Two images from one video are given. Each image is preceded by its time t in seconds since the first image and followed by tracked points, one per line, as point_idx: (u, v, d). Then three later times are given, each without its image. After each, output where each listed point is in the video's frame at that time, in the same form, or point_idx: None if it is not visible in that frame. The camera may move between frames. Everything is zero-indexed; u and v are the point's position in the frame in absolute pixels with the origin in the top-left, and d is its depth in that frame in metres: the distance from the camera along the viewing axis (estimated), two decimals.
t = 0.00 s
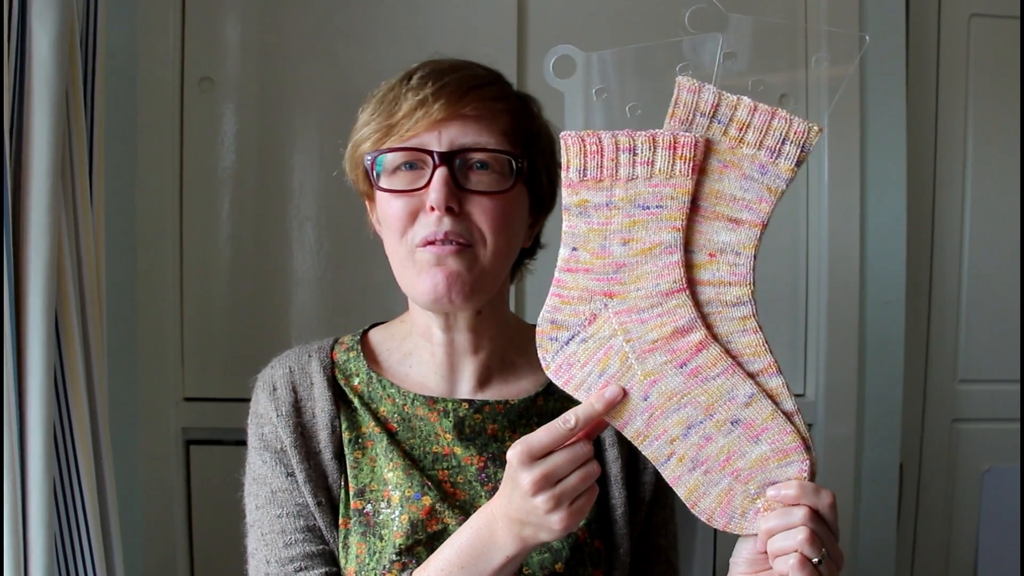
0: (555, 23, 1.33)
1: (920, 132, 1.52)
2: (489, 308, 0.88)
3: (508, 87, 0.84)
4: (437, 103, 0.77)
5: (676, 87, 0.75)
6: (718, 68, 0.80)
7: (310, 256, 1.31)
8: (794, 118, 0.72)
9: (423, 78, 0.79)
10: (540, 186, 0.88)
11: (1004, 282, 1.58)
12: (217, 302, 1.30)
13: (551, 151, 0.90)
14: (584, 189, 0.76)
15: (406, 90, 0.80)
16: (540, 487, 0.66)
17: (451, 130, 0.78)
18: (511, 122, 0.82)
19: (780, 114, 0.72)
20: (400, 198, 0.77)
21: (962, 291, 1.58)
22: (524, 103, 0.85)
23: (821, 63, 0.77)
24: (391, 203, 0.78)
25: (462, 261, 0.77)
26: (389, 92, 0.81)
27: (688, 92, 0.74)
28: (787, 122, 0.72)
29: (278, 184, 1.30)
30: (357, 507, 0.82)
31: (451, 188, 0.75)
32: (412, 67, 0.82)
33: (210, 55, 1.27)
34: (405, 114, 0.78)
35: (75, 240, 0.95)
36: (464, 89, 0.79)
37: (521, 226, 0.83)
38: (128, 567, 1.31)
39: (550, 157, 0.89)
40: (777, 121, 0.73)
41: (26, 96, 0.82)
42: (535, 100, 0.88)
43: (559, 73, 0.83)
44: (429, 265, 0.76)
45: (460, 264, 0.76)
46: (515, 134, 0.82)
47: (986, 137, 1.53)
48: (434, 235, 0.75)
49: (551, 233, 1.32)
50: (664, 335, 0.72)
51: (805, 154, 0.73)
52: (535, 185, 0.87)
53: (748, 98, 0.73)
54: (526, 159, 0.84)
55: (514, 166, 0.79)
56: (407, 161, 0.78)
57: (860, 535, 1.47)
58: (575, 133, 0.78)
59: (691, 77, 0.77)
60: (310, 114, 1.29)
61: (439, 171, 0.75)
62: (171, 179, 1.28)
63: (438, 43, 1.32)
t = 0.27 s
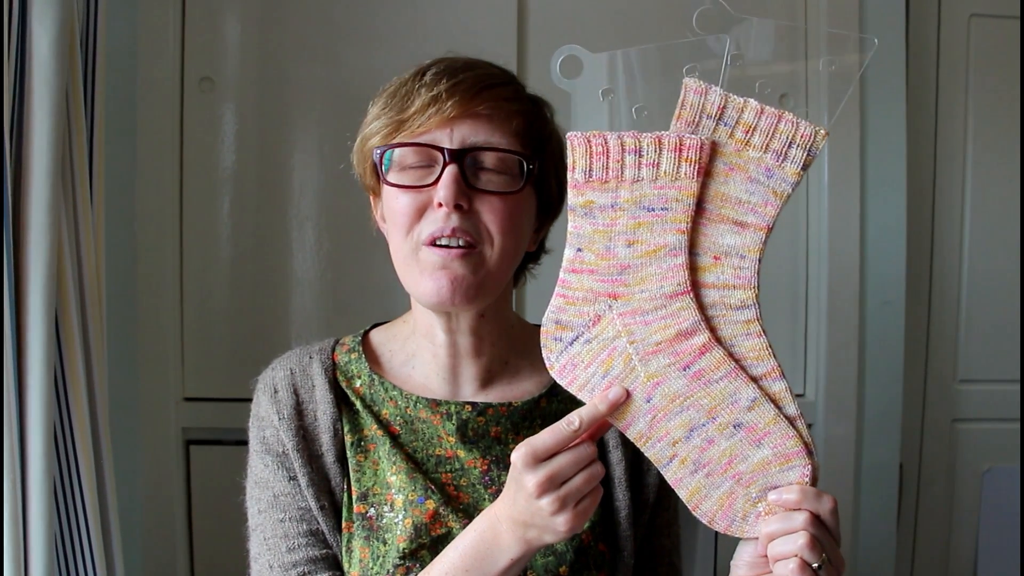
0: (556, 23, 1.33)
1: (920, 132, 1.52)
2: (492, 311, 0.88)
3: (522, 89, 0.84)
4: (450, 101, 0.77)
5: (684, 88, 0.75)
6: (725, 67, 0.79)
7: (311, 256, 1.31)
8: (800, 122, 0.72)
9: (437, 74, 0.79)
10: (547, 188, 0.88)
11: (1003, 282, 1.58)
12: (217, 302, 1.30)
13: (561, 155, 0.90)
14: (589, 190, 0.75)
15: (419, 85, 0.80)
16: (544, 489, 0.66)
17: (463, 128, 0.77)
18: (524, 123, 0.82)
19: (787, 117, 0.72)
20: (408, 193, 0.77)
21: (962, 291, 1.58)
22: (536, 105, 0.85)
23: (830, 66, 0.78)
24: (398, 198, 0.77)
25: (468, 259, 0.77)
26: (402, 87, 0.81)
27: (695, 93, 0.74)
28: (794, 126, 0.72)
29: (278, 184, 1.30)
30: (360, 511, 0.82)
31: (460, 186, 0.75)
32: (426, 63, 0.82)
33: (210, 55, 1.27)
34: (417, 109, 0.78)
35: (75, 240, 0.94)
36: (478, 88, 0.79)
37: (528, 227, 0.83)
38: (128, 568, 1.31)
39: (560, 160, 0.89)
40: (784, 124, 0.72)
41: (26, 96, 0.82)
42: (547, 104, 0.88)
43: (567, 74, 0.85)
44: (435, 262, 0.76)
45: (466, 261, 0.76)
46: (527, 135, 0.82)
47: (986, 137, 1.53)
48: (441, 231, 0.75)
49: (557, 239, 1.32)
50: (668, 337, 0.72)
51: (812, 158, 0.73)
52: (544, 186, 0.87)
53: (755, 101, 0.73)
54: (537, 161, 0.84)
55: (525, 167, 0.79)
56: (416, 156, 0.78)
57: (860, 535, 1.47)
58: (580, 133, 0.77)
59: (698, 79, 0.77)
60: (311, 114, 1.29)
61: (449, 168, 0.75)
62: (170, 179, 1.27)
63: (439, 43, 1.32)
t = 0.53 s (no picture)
0: (557, 24, 1.33)
1: (920, 132, 1.52)
2: (492, 312, 0.88)
3: (522, 89, 0.83)
4: (448, 103, 0.77)
5: (688, 91, 0.75)
6: (730, 70, 0.79)
7: (311, 257, 1.31)
8: (805, 125, 0.72)
9: (436, 76, 0.79)
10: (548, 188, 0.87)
11: (1004, 282, 1.58)
12: (217, 302, 1.30)
13: (563, 155, 0.89)
14: (592, 193, 0.75)
15: (417, 86, 0.80)
16: (546, 494, 0.66)
17: (461, 130, 0.77)
18: (524, 125, 0.81)
19: (792, 120, 0.72)
20: (407, 197, 0.77)
21: (962, 291, 1.58)
22: (537, 105, 0.85)
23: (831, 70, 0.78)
24: (396, 201, 0.77)
25: (467, 262, 0.77)
26: (401, 88, 0.81)
27: (699, 96, 0.74)
28: (798, 129, 0.72)
29: (278, 184, 1.30)
30: (359, 512, 0.82)
31: (458, 190, 0.75)
32: (425, 63, 0.82)
33: (210, 55, 1.27)
34: (415, 111, 0.78)
35: (75, 240, 0.94)
36: (477, 90, 0.78)
37: (528, 229, 0.83)
38: (127, 568, 1.31)
39: (562, 160, 0.89)
40: (788, 127, 0.72)
41: (26, 96, 0.81)
42: (548, 102, 0.88)
43: (568, 76, 0.83)
44: (433, 265, 0.76)
45: (464, 265, 0.76)
46: (527, 137, 0.82)
47: (986, 138, 1.53)
48: (439, 235, 0.75)
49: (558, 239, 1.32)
50: (672, 341, 0.72)
51: (816, 161, 0.73)
52: (545, 187, 0.87)
53: (760, 104, 0.73)
54: (537, 162, 0.84)
55: (524, 170, 0.79)
56: (415, 159, 0.77)
57: (860, 535, 1.47)
58: (583, 136, 0.77)
59: (701, 82, 0.77)
60: (311, 114, 1.29)
61: (447, 172, 0.75)
62: (170, 178, 1.27)
63: (439, 43, 1.31)
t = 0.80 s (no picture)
0: (556, 23, 1.33)
1: (920, 132, 1.52)
2: (491, 313, 0.88)
3: (520, 90, 0.83)
4: (447, 105, 0.77)
5: (687, 90, 0.75)
6: (730, 70, 0.79)
7: (311, 257, 1.31)
8: (806, 126, 0.72)
9: (434, 77, 0.79)
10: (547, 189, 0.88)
11: (1003, 281, 1.58)
12: (217, 302, 1.30)
13: (562, 154, 0.89)
14: (591, 194, 0.75)
15: (415, 88, 0.80)
16: (545, 497, 0.66)
17: (460, 132, 0.77)
18: (522, 126, 0.82)
19: (792, 120, 0.72)
20: (406, 199, 0.77)
21: (962, 290, 1.58)
22: (536, 105, 0.85)
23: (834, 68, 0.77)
24: (395, 203, 0.78)
25: (465, 265, 0.77)
26: (399, 89, 0.81)
27: (698, 96, 0.74)
28: (799, 129, 0.72)
29: (278, 184, 1.30)
30: (359, 513, 0.82)
31: (457, 192, 0.75)
32: (423, 64, 0.82)
33: (210, 55, 1.27)
34: (413, 113, 0.78)
35: (76, 241, 0.94)
36: (476, 91, 0.78)
37: (527, 231, 0.83)
38: (128, 567, 1.31)
39: (561, 160, 0.89)
40: (789, 128, 0.72)
41: (26, 96, 0.81)
42: (547, 100, 0.88)
43: (567, 75, 0.83)
44: (432, 268, 0.76)
45: (463, 267, 0.76)
46: (525, 138, 0.82)
47: (986, 137, 1.53)
48: (438, 238, 0.75)
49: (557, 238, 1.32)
50: (671, 343, 0.72)
51: (817, 162, 0.73)
52: (544, 188, 0.87)
53: (760, 104, 0.73)
54: (535, 163, 0.84)
55: (523, 172, 0.79)
56: (414, 161, 0.77)
57: (860, 535, 1.47)
58: (582, 136, 0.77)
59: (701, 81, 0.77)
60: (311, 114, 1.29)
61: (446, 174, 0.75)
62: (170, 178, 1.27)
63: (439, 43, 1.32)
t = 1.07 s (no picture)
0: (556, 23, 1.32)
1: (920, 132, 1.52)
2: (492, 313, 0.88)
3: (522, 90, 0.83)
4: (449, 105, 0.77)
5: (689, 90, 0.75)
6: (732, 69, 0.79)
7: (311, 257, 1.31)
8: (808, 125, 0.72)
9: (436, 77, 0.79)
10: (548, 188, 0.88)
11: (1004, 281, 1.58)
12: (217, 302, 1.30)
13: (563, 154, 0.89)
14: (592, 194, 0.75)
15: (417, 88, 0.79)
16: (545, 497, 0.66)
17: (462, 132, 0.77)
18: (524, 126, 0.81)
19: (794, 120, 0.72)
20: (408, 200, 0.76)
21: (962, 290, 1.58)
22: (537, 105, 0.85)
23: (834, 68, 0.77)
24: (397, 203, 0.77)
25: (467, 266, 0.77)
26: (401, 89, 0.81)
27: (700, 96, 0.74)
28: (801, 129, 0.72)
29: (278, 184, 1.30)
30: (359, 513, 0.82)
31: (459, 193, 0.75)
32: (425, 64, 0.82)
33: (209, 55, 1.27)
34: (415, 113, 0.78)
35: (75, 241, 0.94)
36: (478, 91, 0.78)
37: (528, 232, 0.83)
38: (128, 568, 1.31)
39: (562, 160, 0.89)
40: (791, 128, 0.72)
41: (26, 95, 0.81)
42: (548, 100, 0.88)
43: (568, 75, 0.83)
44: (434, 269, 0.76)
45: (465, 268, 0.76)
46: (527, 138, 0.82)
47: (986, 138, 1.53)
48: (440, 239, 0.75)
49: (557, 238, 1.32)
50: (672, 343, 0.72)
51: (819, 161, 0.73)
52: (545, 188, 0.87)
53: (762, 104, 0.73)
54: (537, 163, 0.84)
55: (525, 173, 0.79)
56: (416, 161, 0.77)
57: (860, 535, 1.47)
58: (583, 135, 0.77)
59: (703, 81, 0.77)
60: (311, 114, 1.29)
61: (448, 175, 0.75)
62: (170, 178, 1.27)
63: (439, 43, 1.31)
